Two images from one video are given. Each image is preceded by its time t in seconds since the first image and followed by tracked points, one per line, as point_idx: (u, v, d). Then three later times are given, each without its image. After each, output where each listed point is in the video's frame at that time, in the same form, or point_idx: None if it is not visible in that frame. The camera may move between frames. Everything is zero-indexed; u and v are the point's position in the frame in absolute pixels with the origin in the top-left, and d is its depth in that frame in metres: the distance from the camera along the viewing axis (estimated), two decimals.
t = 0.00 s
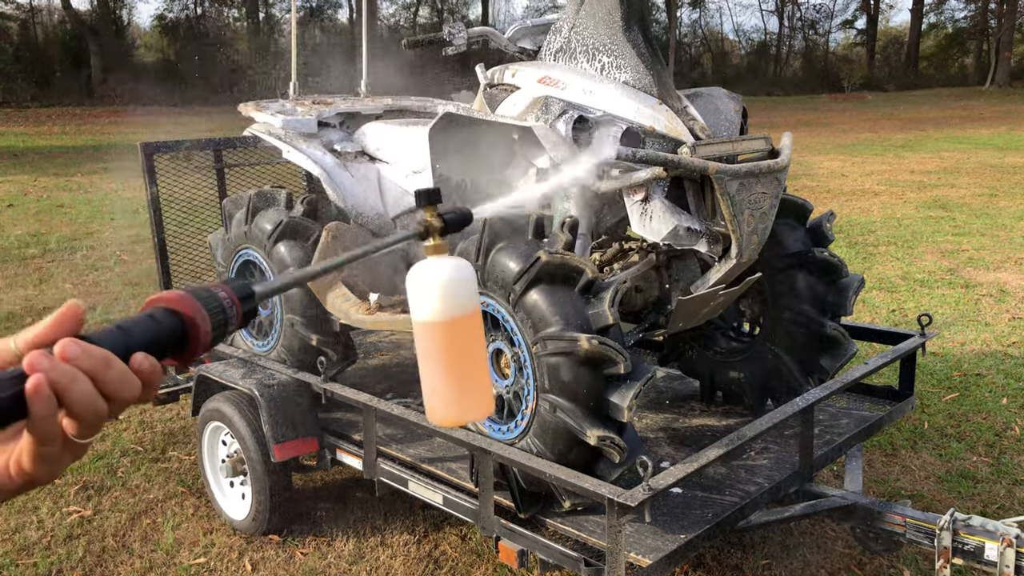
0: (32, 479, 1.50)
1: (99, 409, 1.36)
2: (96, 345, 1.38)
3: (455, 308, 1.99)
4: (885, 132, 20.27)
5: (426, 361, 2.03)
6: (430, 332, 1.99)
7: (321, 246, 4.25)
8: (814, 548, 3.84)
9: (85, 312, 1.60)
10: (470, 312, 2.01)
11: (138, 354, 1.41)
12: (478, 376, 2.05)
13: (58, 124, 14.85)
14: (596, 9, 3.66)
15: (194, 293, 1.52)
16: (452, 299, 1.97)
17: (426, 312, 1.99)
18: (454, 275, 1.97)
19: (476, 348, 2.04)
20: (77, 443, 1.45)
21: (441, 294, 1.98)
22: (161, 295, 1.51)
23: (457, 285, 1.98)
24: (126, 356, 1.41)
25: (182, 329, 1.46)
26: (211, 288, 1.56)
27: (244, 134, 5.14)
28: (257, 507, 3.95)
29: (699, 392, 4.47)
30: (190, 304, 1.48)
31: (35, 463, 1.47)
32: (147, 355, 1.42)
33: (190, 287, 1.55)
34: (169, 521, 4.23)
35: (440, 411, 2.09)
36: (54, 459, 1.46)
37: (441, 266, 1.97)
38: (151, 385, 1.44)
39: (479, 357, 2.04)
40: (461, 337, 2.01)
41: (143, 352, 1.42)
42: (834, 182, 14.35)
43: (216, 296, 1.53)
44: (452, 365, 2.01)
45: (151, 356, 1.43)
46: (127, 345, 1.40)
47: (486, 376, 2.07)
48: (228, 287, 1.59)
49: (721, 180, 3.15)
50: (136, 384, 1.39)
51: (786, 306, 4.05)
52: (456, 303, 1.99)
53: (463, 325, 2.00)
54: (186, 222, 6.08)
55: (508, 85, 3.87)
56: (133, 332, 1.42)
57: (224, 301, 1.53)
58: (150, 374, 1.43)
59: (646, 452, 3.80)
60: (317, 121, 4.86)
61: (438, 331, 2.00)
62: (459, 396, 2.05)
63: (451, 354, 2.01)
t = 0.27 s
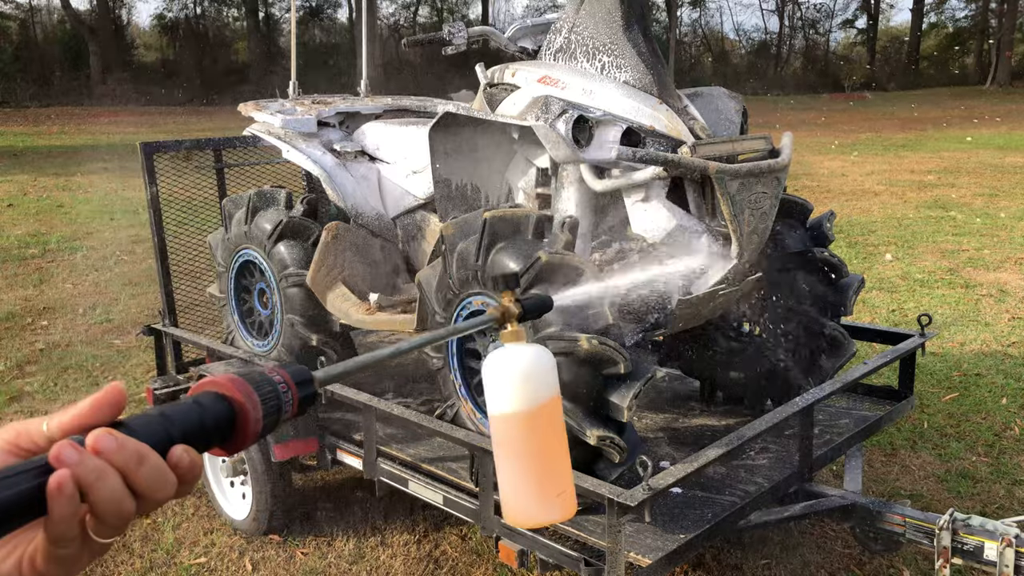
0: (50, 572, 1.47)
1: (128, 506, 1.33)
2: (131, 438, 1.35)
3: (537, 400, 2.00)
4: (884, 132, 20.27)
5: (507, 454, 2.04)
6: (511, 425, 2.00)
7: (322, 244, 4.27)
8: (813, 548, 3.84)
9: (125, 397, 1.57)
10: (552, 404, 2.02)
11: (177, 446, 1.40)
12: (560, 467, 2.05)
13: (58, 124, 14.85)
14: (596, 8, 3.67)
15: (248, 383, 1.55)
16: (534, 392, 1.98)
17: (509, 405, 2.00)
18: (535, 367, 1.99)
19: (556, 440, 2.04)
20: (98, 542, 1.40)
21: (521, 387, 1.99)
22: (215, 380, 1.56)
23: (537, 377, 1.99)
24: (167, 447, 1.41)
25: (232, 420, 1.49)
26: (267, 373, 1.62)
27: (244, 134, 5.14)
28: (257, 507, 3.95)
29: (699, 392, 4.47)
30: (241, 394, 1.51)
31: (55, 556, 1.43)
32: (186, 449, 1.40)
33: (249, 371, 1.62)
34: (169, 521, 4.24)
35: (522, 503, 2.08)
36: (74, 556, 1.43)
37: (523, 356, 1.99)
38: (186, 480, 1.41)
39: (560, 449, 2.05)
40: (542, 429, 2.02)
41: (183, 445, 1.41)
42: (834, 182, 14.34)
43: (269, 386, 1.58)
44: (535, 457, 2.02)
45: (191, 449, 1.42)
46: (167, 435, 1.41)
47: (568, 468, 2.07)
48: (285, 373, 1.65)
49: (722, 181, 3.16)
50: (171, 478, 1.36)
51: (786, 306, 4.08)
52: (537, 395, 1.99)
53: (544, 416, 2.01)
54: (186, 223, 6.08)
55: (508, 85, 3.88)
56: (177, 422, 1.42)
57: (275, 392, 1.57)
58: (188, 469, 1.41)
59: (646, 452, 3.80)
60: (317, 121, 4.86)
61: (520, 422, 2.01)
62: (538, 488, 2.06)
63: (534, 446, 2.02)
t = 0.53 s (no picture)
0: None
1: (28, 523, 1.37)
2: (22, 451, 1.37)
3: (362, 370, 2.25)
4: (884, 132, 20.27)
5: (330, 419, 2.30)
6: (337, 390, 2.25)
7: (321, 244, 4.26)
8: (814, 548, 3.84)
9: None
10: (374, 378, 2.26)
11: (71, 450, 1.41)
12: (379, 436, 2.31)
13: (58, 125, 14.85)
14: (597, 9, 3.67)
15: (129, 375, 1.53)
16: (357, 363, 2.23)
17: (333, 370, 2.25)
18: (362, 334, 2.23)
19: (379, 410, 2.29)
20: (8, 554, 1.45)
21: (348, 353, 2.23)
22: (96, 376, 1.52)
23: (366, 347, 2.23)
24: (58, 453, 1.42)
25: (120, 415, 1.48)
26: (147, 367, 1.58)
27: (245, 133, 5.14)
28: (257, 507, 3.95)
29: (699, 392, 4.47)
30: (125, 387, 1.50)
31: None
32: (80, 453, 1.42)
33: (128, 365, 1.58)
34: (169, 521, 4.23)
35: (337, 467, 2.36)
36: None
37: (352, 323, 2.24)
38: (86, 483, 1.43)
39: (381, 419, 2.30)
40: (362, 397, 2.26)
41: (76, 449, 1.42)
42: (834, 182, 14.34)
43: (153, 378, 1.56)
44: (350, 423, 2.28)
45: (85, 451, 1.43)
46: (57, 441, 1.41)
47: (389, 438, 2.33)
48: (166, 365, 1.63)
49: (721, 181, 3.15)
50: (71, 485, 1.39)
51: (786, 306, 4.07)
52: (360, 366, 2.24)
53: (367, 388, 2.26)
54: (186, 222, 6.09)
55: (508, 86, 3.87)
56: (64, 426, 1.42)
57: (161, 381, 1.56)
58: (87, 471, 1.42)
59: (646, 452, 3.80)
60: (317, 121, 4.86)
61: (343, 389, 2.26)
62: (360, 453, 2.31)
63: (353, 411, 2.27)
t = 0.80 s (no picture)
0: None
1: None
2: None
3: (481, 498, 1.88)
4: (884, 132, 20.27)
5: (449, 551, 1.92)
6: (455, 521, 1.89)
7: (322, 243, 4.28)
8: (813, 548, 3.84)
9: None
10: (499, 507, 1.89)
11: None
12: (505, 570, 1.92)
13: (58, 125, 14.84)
14: (597, 9, 3.67)
15: (175, 525, 1.44)
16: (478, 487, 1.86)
17: (452, 496, 1.88)
18: (486, 461, 1.88)
19: (505, 545, 1.91)
20: None
21: (465, 480, 1.87)
22: (135, 526, 1.44)
23: (489, 470, 1.87)
24: None
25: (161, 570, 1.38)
26: (199, 513, 1.50)
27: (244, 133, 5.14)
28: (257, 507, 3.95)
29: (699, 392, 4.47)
30: (171, 544, 1.40)
31: None
32: None
33: (177, 511, 1.51)
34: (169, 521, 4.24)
35: None
36: None
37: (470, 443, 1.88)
38: None
39: (507, 554, 1.91)
40: (488, 530, 1.89)
41: None
42: (834, 181, 14.34)
43: (204, 526, 1.47)
44: (475, 559, 1.89)
45: None
46: None
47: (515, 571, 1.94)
48: (226, 512, 1.54)
49: (721, 180, 3.15)
50: None
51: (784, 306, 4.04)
52: (485, 492, 1.87)
53: (490, 517, 1.89)
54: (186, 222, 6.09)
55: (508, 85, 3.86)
56: None
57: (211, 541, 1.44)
58: None
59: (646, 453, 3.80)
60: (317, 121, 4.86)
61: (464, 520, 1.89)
62: None
63: (476, 547, 1.89)
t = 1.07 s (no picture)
0: None
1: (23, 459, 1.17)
2: None
3: (429, 227, 1.93)
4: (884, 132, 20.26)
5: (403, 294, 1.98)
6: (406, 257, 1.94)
7: (322, 245, 4.27)
8: (814, 548, 3.84)
9: None
10: (450, 242, 1.95)
11: (47, 384, 1.18)
12: (461, 309, 1.98)
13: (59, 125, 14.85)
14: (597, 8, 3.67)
15: (120, 281, 1.29)
16: (423, 216, 1.93)
17: (397, 227, 1.95)
18: (432, 191, 1.94)
19: (460, 283, 1.98)
20: None
21: (411, 206, 1.94)
22: (78, 281, 1.28)
23: (438, 202, 1.94)
24: (31, 384, 1.19)
25: (114, 333, 1.25)
26: (148, 266, 1.35)
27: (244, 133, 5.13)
28: (257, 506, 3.95)
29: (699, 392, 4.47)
30: (118, 299, 1.25)
31: None
32: (58, 387, 1.19)
33: (128, 264, 1.35)
34: (169, 521, 4.23)
35: (420, 347, 2.02)
36: None
37: (414, 180, 1.96)
38: (66, 422, 1.21)
39: (461, 289, 1.97)
40: (438, 264, 1.95)
41: (55, 382, 1.19)
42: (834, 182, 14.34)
43: (156, 282, 1.32)
44: (426, 293, 1.95)
45: (65, 386, 1.20)
46: (31, 369, 1.18)
47: (471, 310, 2.00)
48: (173, 264, 1.40)
49: (721, 181, 3.20)
50: (46, 425, 1.17)
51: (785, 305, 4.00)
52: (433, 225, 1.93)
53: (444, 253, 1.95)
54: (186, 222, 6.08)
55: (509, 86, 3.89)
56: (42, 352, 1.19)
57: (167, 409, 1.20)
58: (69, 406, 1.20)
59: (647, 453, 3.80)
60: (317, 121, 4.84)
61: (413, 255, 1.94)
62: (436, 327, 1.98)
63: (428, 282, 1.95)
